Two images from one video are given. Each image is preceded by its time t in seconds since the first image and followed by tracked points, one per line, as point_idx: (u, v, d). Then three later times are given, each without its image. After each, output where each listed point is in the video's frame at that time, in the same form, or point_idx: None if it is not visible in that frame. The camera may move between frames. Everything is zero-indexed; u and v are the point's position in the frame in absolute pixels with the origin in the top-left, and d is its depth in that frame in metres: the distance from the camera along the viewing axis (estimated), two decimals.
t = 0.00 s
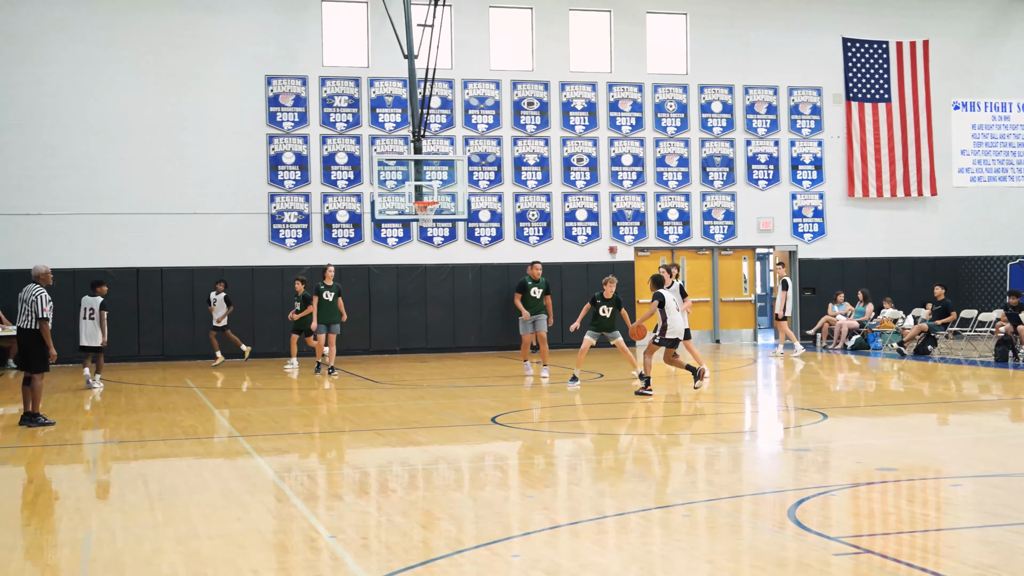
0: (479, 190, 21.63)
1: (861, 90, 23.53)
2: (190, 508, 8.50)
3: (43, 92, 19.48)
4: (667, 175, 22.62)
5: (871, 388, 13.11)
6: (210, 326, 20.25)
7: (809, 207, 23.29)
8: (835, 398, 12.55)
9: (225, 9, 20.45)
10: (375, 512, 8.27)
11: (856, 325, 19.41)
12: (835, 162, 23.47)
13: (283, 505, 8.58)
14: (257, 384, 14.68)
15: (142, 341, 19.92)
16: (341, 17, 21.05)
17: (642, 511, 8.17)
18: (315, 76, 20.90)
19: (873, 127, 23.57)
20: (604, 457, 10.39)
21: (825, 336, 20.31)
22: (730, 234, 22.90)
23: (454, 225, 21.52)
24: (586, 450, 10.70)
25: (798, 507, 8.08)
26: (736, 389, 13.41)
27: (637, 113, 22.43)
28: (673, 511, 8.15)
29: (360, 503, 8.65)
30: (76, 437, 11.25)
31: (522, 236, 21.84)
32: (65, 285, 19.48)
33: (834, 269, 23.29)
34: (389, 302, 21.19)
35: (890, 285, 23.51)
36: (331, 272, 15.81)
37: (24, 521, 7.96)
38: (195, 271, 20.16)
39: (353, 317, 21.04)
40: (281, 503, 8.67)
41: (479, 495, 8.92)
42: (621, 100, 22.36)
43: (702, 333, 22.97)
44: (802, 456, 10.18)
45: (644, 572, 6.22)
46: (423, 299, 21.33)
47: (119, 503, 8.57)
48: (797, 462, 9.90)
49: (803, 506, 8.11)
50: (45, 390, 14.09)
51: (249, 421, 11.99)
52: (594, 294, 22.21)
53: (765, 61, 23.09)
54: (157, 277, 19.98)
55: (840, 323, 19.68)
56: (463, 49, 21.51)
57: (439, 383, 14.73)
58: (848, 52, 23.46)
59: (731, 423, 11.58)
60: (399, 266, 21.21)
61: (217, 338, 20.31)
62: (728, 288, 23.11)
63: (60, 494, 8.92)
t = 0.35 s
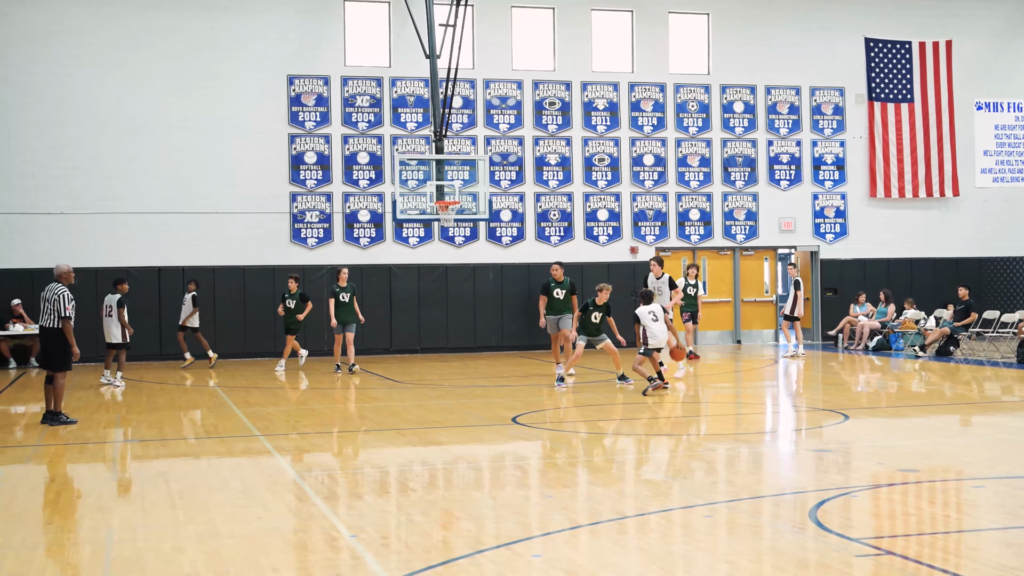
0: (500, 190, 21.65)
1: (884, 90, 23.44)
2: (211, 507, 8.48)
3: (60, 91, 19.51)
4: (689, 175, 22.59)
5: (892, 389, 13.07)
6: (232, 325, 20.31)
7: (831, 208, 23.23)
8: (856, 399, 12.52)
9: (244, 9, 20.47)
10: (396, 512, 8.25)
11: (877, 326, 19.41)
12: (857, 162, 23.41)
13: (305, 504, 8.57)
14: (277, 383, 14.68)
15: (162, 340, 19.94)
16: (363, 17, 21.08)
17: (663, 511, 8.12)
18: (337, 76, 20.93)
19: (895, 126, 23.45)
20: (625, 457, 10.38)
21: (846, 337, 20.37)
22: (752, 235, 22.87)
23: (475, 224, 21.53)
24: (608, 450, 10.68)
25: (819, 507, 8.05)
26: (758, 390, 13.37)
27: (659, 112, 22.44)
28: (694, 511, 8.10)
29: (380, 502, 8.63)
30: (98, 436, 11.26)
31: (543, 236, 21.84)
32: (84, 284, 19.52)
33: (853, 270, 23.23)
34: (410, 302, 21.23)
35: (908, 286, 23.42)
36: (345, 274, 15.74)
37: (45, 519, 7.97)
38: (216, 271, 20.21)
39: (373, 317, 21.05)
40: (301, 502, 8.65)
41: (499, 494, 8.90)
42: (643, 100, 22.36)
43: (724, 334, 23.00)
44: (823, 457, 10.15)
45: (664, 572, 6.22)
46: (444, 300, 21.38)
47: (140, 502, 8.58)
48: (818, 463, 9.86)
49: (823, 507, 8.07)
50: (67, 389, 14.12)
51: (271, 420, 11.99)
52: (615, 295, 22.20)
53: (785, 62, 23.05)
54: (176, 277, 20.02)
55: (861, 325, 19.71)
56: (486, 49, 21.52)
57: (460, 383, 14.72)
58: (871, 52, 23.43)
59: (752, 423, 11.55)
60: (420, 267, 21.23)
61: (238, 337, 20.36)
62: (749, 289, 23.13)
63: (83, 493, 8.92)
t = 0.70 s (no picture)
0: (502, 190, 21.64)
1: (885, 90, 23.41)
2: (213, 507, 8.49)
3: (63, 91, 19.54)
4: (691, 175, 22.58)
5: (895, 389, 13.07)
6: (234, 325, 20.34)
7: (833, 207, 23.20)
8: (858, 399, 12.52)
9: (247, 10, 20.49)
10: (397, 512, 8.25)
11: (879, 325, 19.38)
12: (859, 162, 23.39)
13: (307, 504, 8.57)
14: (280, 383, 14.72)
15: (165, 341, 19.98)
16: (365, 18, 21.09)
17: (664, 511, 8.11)
18: (339, 76, 20.95)
19: (897, 126, 23.43)
20: (627, 457, 10.38)
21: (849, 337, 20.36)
22: (754, 234, 22.85)
23: (476, 224, 21.55)
24: (609, 450, 10.68)
25: (821, 507, 8.03)
26: (760, 389, 13.38)
27: (661, 112, 22.42)
28: (696, 511, 8.09)
29: (382, 502, 8.64)
30: (101, 436, 11.28)
31: (545, 236, 21.85)
32: (86, 284, 19.54)
33: (857, 269, 23.20)
34: (412, 301, 21.24)
35: (912, 286, 23.39)
36: (349, 274, 15.78)
37: (49, 519, 7.99)
38: (219, 271, 20.23)
39: (376, 317, 21.08)
40: (303, 502, 8.67)
41: (501, 494, 8.90)
42: (644, 100, 22.35)
43: (725, 333, 23.05)
44: (825, 457, 10.14)
45: (665, 572, 6.20)
46: (446, 299, 21.37)
47: (143, 502, 8.60)
48: (820, 463, 9.85)
49: (825, 507, 8.04)
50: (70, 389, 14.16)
51: (272, 420, 12.01)
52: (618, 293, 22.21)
53: (788, 62, 23.02)
54: (179, 277, 20.04)
55: (864, 325, 19.69)
56: (487, 50, 21.52)
57: (462, 383, 14.73)
58: (872, 51, 23.39)
59: (754, 423, 11.55)
60: (422, 266, 21.24)
61: (241, 338, 20.39)
62: (751, 289, 23.17)
63: (86, 493, 8.93)
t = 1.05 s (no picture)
0: (509, 190, 21.63)
1: (893, 88, 23.40)
2: (221, 509, 8.49)
3: (70, 94, 19.59)
4: (698, 174, 22.55)
5: (903, 388, 13.04)
6: (241, 326, 20.37)
7: (841, 206, 23.16)
8: (866, 398, 12.50)
9: (255, 13, 20.54)
10: (404, 512, 8.24)
11: (889, 325, 19.32)
12: (866, 160, 23.30)
13: (315, 505, 8.57)
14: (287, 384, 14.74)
15: (173, 343, 20.02)
16: (372, 19, 21.12)
17: (672, 511, 8.09)
18: (346, 77, 20.97)
19: (904, 125, 23.42)
20: (635, 456, 10.35)
21: (858, 336, 20.35)
22: (761, 234, 22.81)
23: (483, 224, 21.56)
24: (616, 450, 10.67)
25: (831, 507, 8.00)
26: (769, 389, 13.36)
27: (667, 112, 22.40)
28: (705, 511, 8.06)
29: (390, 503, 8.63)
30: (109, 437, 11.30)
31: (552, 236, 21.85)
32: (93, 287, 19.59)
33: (866, 268, 23.15)
34: (420, 302, 21.24)
35: (922, 285, 23.35)
36: (364, 275, 15.85)
37: (58, 521, 8.00)
38: (227, 273, 20.26)
39: (384, 317, 21.09)
40: (312, 503, 8.67)
41: (509, 495, 8.89)
42: (651, 100, 22.33)
43: (734, 332, 23.03)
44: (833, 456, 10.12)
45: (675, 573, 6.18)
46: (453, 300, 21.37)
47: (152, 504, 8.61)
48: (829, 462, 9.82)
49: (835, 508, 8.00)
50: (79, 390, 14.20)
51: (280, 421, 12.02)
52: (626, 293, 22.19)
53: (794, 61, 22.99)
54: (188, 278, 20.08)
55: (872, 324, 19.66)
56: (493, 50, 21.54)
57: (470, 383, 14.73)
58: (879, 49, 23.35)
59: (762, 422, 11.54)
60: (429, 267, 21.24)
61: (249, 339, 20.42)
62: (759, 288, 23.08)
63: (95, 494, 8.95)
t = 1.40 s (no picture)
0: (548, 192, 21.64)
1: (935, 89, 23.23)
2: (262, 509, 8.51)
3: (100, 96, 19.72)
4: (737, 176, 22.47)
5: (944, 391, 12.94)
6: (280, 327, 20.47)
7: (882, 208, 23.03)
8: (907, 401, 12.41)
9: (284, 15, 20.60)
10: (443, 514, 8.23)
11: (929, 327, 19.19)
12: (908, 162, 23.20)
13: (354, 506, 8.59)
14: (325, 385, 14.80)
15: (213, 343, 20.11)
16: (411, 21, 21.16)
17: (712, 515, 8.04)
18: (384, 80, 21.02)
19: (947, 126, 23.24)
20: (673, 459, 10.32)
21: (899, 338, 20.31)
22: (801, 235, 22.71)
23: (522, 227, 21.55)
24: (655, 452, 10.63)
25: (871, 512, 7.92)
26: (810, 391, 13.30)
27: (707, 113, 22.36)
28: (744, 514, 8.01)
29: (428, 505, 8.62)
30: (151, 437, 11.38)
31: (591, 238, 21.82)
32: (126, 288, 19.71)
33: (908, 269, 23.01)
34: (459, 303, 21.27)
35: (963, 286, 23.19)
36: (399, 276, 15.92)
37: (100, 521, 8.05)
38: (266, 273, 20.37)
39: (424, 319, 21.14)
40: (350, 504, 8.69)
41: (547, 497, 8.87)
42: (690, 101, 22.28)
43: (773, 335, 22.98)
44: (874, 460, 10.05)
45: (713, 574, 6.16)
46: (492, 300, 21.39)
47: (193, 504, 8.65)
48: (869, 466, 9.75)
49: (874, 512, 7.93)
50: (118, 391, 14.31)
51: (319, 422, 12.05)
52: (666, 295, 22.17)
53: (830, 62, 22.85)
54: (227, 279, 20.18)
55: (914, 326, 19.54)
56: (534, 53, 21.57)
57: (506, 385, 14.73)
58: (920, 50, 23.20)
59: (804, 426, 11.48)
60: (467, 268, 21.28)
61: (287, 339, 20.50)
62: (800, 290, 22.96)
63: (137, 494, 9.01)
